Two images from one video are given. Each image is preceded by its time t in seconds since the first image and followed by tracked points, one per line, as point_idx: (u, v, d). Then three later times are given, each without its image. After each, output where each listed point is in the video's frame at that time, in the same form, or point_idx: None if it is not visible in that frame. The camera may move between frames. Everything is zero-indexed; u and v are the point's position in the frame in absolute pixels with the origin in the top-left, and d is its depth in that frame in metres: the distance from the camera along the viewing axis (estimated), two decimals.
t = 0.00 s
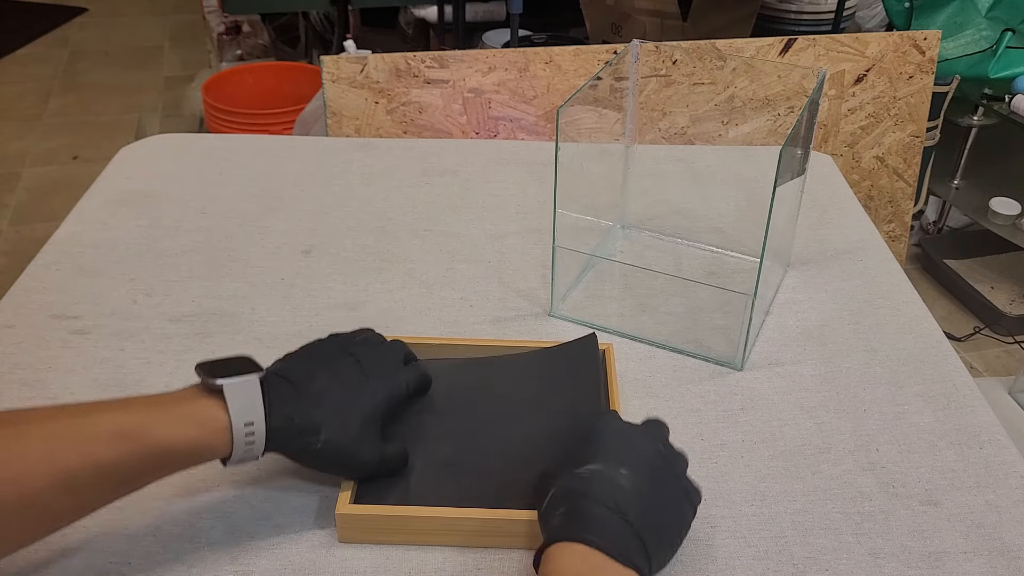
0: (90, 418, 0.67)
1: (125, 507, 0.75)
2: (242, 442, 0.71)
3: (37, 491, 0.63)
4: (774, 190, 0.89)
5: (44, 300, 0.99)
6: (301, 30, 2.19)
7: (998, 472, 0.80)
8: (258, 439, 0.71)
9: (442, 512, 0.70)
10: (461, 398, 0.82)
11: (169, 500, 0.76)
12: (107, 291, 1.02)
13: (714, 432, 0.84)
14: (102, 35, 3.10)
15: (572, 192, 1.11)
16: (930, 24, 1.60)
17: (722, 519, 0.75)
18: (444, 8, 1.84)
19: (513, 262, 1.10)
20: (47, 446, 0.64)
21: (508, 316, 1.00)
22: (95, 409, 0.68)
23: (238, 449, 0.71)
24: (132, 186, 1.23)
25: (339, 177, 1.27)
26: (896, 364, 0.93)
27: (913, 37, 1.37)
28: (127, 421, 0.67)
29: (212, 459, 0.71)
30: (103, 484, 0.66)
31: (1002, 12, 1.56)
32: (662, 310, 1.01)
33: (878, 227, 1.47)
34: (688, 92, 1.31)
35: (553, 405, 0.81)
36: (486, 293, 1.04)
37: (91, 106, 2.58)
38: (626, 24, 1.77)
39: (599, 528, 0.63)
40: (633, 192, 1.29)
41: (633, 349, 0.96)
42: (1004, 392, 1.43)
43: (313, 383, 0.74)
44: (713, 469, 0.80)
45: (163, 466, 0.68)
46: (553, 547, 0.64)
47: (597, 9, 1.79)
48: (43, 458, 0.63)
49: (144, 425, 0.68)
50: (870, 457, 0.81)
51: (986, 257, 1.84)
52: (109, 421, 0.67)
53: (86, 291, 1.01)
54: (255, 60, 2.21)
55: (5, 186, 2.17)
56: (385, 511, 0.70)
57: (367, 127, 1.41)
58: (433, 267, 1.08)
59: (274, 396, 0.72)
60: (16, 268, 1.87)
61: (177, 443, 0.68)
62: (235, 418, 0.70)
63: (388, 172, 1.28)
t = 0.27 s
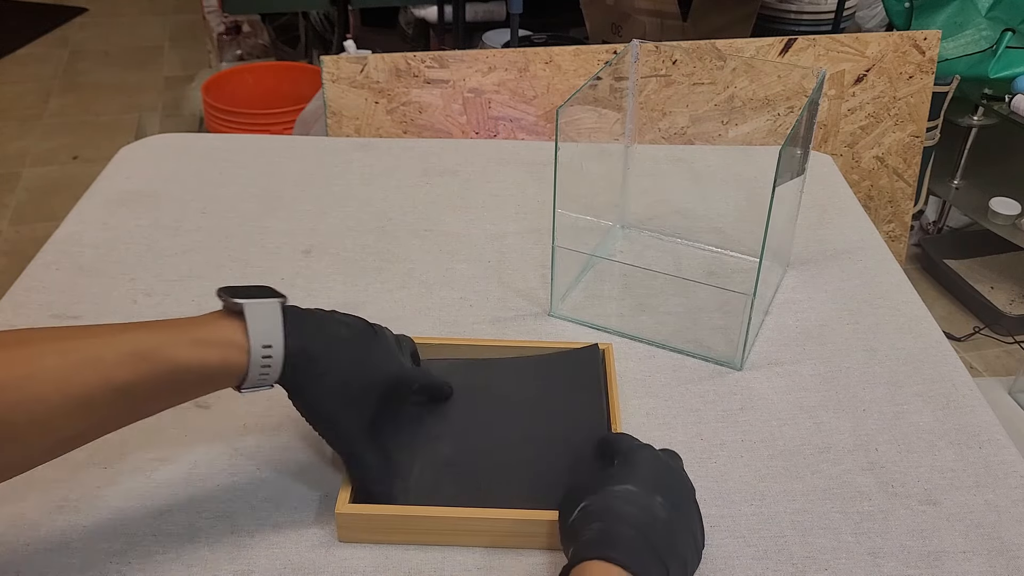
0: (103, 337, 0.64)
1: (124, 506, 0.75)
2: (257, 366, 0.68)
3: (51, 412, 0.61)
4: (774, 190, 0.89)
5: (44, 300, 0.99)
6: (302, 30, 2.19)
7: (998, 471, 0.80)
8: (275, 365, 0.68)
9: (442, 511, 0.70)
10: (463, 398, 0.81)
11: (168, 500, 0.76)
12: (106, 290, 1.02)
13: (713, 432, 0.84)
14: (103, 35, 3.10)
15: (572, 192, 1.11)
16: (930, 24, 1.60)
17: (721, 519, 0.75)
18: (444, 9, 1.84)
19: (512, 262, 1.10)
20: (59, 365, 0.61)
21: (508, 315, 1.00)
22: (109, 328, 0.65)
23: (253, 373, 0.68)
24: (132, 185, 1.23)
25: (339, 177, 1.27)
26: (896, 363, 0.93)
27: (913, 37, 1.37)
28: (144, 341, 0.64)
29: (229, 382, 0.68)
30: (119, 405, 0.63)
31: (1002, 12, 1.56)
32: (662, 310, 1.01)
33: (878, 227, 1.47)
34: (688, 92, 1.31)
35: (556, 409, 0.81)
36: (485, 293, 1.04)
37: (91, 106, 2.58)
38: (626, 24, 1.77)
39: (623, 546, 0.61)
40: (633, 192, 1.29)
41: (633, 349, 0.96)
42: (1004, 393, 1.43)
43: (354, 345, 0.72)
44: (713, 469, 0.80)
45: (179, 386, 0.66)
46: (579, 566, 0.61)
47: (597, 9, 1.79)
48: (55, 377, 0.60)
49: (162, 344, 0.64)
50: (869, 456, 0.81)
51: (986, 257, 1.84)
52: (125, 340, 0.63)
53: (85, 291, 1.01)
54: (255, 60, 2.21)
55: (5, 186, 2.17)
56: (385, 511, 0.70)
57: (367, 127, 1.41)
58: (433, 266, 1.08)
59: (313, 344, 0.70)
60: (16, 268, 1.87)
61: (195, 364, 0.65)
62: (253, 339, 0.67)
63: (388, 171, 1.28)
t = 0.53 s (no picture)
0: (138, 340, 0.63)
1: (125, 506, 0.75)
2: (296, 375, 0.69)
3: (85, 416, 0.60)
4: (774, 190, 0.89)
5: (44, 300, 0.99)
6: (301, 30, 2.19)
7: (998, 471, 0.80)
8: (313, 376, 0.69)
9: (443, 512, 0.70)
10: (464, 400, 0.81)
11: (169, 501, 0.76)
12: (107, 291, 1.02)
13: (713, 432, 0.84)
14: (103, 35, 3.10)
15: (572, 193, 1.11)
16: (930, 24, 1.60)
17: (722, 519, 0.75)
18: (444, 8, 1.84)
19: (512, 262, 1.10)
20: (96, 369, 0.60)
21: (508, 316, 1.00)
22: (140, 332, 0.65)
23: (290, 382, 0.69)
24: (132, 185, 1.23)
25: (338, 177, 1.27)
26: (896, 363, 0.93)
27: (913, 37, 1.37)
28: (179, 344, 0.64)
29: (262, 388, 0.69)
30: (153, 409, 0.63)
31: (1002, 12, 1.56)
32: (662, 310, 1.01)
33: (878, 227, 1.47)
34: (688, 92, 1.31)
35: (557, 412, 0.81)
36: (486, 293, 1.04)
37: (91, 106, 2.58)
38: (626, 24, 1.77)
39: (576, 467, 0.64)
40: (633, 192, 1.29)
41: (633, 349, 0.96)
42: (1004, 392, 1.43)
43: (387, 355, 0.73)
44: (713, 469, 0.80)
45: (210, 390, 0.66)
46: (519, 489, 0.62)
47: (598, 9, 1.79)
48: (91, 381, 0.60)
49: (197, 347, 0.64)
50: (869, 457, 0.81)
51: (986, 257, 1.84)
52: (160, 344, 0.63)
53: (85, 291, 1.01)
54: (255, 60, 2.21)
55: (5, 186, 2.17)
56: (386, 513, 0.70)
57: (367, 127, 1.41)
58: (433, 267, 1.08)
59: (353, 357, 0.71)
60: (16, 268, 1.87)
61: (228, 367, 0.65)
62: (293, 350, 0.68)
63: (388, 172, 1.28)
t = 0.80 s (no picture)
0: (139, 340, 0.63)
1: (125, 506, 0.75)
2: (292, 372, 0.68)
3: (88, 414, 0.60)
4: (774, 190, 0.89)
5: (44, 300, 0.99)
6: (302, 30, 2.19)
7: (998, 472, 0.80)
8: (309, 371, 0.69)
9: (443, 512, 0.70)
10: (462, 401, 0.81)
11: (169, 501, 0.76)
12: (107, 291, 1.02)
13: (713, 432, 0.84)
14: (103, 35, 3.10)
15: (572, 193, 1.11)
16: (930, 24, 1.60)
17: (722, 519, 0.75)
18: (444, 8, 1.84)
19: (512, 262, 1.10)
20: (95, 368, 0.60)
21: (508, 316, 1.00)
22: (136, 332, 0.65)
23: (287, 379, 0.69)
24: (132, 186, 1.23)
25: (339, 177, 1.27)
26: (896, 363, 0.93)
27: (913, 37, 1.37)
28: (180, 343, 0.64)
29: (258, 385, 0.69)
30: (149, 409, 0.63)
31: (1002, 12, 1.55)
32: (663, 310, 1.01)
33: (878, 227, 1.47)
34: (688, 92, 1.30)
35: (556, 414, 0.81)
36: (486, 293, 1.04)
37: (91, 106, 2.58)
38: (626, 24, 1.77)
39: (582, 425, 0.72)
40: (633, 192, 1.29)
41: (634, 349, 0.96)
42: (1004, 392, 1.43)
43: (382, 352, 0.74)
44: (713, 469, 0.80)
45: (209, 388, 0.66)
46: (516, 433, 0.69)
47: (598, 9, 1.79)
48: (91, 380, 0.60)
49: (198, 347, 0.65)
50: (870, 457, 0.81)
51: (986, 257, 1.84)
52: (157, 342, 0.63)
53: (85, 291, 1.01)
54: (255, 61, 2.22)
55: (5, 186, 2.17)
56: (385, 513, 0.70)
57: (367, 127, 1.41)
58: (433, 267, 1.08)
59: (349, 352, 0.71)
60: (16, 268, 1.87)
61: (229, 366, 0.66)
62: (288, 344, 0.68)
63: (388, 172, 1.28)
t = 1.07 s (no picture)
0: (137, 343, 0.64)
1: (125, 506, 0.75)
2: (282, 375, 0.69)
3: (88, 416, 0.60)
4: (774, 190, 0.89)
5: (44, 300, 0.99)
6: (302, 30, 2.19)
7: (998, 472, 0.80)
8: (300, 372, 0.69)
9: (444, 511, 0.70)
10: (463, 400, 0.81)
11: (169, 501, 0.76)
12: (107, 291, 1.02)
13: (713, 432, 0.84)
14: (103, 35, 3.10)
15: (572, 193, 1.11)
16: (930, 24, 1.60)
17: (722, 519, 0.75)
18: (444, 8, 1.84)
19: (513, 262, 1.10)
20: (95, 370, 0.61)
21: (508, 316, 1.00)
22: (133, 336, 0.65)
23: (276, 383, 0.69)
24: (133, 185, 1.23)
25: (339, 177, 1.27)
26: (896, 363, 0.93)
27: (913, 37, 1.37)
28: (178, 344, 0.65)
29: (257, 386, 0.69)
30: (153, 410, 0.63)
31: (1002, 12, 1.56)
32: (662, 310, 1.01)
33: (878, 227, 1.47)
34: (688, 92, 1.30)
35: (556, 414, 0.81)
36: (486, 293, 1.04)
37: (91, 106, 2.58)
38: (627, 24, 1.77)
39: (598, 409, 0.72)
40: (633, 192, 1.29)
41: (634, 349, 0.96)
42: (1004, 392, 1.43)
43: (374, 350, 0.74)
44: (713, 469, 0.80)
45: (210, 388, 0.66)
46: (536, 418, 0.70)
47: (598, 9, 1.79)
48: (89, 382, 0.60)
49: (196, 348, 0.65)
50: (869, 457, 0.81)
51: (986, 257, 1.84)
52: (153, 344, 0.64)
53: (85, 291, 1.01)
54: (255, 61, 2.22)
55: (5, 186, 2.17)
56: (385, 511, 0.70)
57: (367, 128, 1.41)
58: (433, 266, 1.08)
59: (341, 353, 0.71)
60: (16, 268, 1.87)
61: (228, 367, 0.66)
62: (277, 344, 0.68)
63: (388, 172, 1.28)
